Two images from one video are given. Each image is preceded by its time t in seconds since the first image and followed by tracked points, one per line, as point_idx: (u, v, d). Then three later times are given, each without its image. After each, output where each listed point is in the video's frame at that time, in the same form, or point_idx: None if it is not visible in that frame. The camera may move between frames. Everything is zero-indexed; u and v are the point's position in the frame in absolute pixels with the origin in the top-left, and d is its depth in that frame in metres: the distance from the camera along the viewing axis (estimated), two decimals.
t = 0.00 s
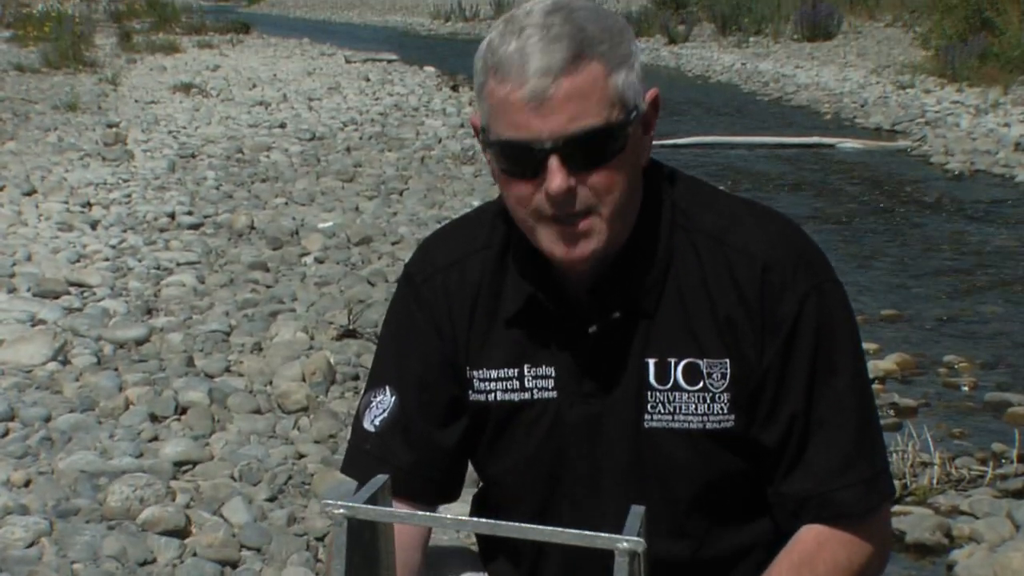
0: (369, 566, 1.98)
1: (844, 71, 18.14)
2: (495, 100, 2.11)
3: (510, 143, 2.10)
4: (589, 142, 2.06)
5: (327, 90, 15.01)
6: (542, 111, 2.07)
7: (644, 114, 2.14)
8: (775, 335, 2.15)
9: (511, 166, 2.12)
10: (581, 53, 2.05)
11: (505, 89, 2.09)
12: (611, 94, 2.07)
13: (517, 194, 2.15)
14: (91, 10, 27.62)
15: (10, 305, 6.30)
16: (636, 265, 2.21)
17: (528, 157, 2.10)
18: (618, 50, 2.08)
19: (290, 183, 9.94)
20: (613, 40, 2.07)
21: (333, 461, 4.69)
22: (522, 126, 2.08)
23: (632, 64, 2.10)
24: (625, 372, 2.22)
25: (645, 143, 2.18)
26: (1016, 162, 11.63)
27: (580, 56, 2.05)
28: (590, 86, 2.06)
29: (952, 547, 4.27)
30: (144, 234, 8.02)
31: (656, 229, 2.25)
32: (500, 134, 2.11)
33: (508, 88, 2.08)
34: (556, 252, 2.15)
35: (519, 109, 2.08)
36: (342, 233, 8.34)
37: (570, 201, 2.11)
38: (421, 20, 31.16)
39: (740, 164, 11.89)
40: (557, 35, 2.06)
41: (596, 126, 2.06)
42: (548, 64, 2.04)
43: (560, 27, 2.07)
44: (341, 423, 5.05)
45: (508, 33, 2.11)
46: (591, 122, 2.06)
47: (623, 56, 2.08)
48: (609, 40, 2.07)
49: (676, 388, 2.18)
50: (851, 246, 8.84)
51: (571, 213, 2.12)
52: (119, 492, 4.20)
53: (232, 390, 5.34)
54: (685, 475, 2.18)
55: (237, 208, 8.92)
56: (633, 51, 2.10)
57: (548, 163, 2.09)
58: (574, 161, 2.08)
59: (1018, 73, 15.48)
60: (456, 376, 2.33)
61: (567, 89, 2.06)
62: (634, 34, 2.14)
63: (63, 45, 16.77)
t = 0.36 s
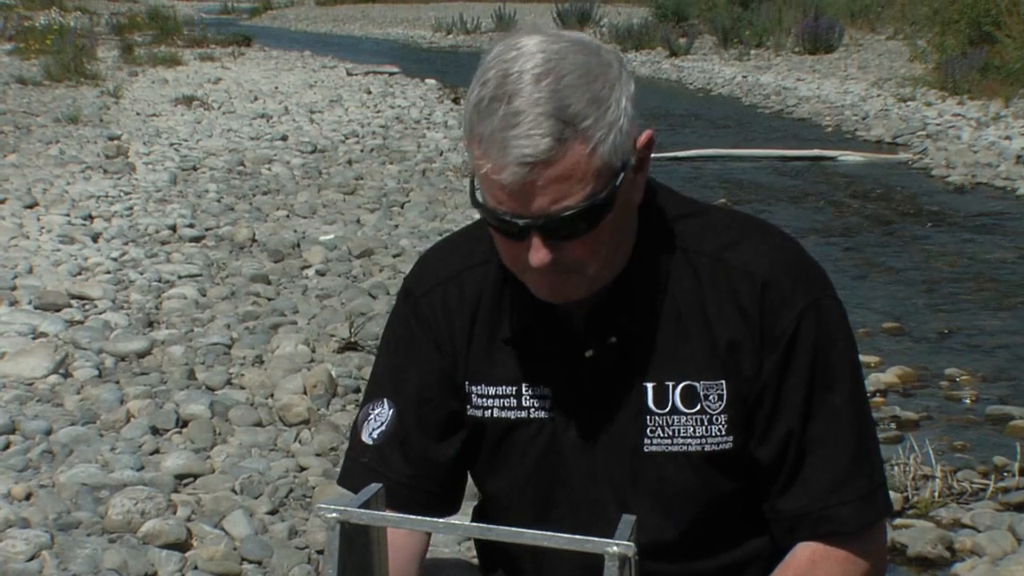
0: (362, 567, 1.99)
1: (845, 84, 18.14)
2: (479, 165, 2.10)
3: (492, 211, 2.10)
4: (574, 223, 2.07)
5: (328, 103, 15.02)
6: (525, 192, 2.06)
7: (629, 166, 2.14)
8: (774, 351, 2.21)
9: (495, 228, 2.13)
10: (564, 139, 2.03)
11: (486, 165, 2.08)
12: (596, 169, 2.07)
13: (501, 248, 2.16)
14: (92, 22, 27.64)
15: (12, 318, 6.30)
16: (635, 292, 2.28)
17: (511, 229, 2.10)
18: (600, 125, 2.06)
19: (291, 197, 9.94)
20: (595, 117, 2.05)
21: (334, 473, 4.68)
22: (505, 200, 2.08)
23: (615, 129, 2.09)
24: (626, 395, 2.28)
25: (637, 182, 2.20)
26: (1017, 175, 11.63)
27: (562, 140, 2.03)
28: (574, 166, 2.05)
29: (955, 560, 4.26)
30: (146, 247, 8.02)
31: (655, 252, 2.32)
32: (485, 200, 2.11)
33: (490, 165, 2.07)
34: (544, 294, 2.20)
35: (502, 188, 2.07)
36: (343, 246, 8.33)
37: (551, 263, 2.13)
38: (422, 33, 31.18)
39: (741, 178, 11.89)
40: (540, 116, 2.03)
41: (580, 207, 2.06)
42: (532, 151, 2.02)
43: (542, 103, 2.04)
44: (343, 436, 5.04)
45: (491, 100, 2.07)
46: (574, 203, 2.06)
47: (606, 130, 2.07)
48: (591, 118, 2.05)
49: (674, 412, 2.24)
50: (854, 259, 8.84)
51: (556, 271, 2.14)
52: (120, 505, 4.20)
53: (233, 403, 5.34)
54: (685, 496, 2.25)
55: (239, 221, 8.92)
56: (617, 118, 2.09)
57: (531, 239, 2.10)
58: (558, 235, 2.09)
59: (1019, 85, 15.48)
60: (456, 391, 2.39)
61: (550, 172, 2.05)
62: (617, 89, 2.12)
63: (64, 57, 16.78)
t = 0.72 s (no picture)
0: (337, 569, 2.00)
1: (846, 86, 18.12)
2: (460, 181, 2.15)
3: (475, 228, 2.15)
4: (556, 237, 2.11)
5: (329, 105, 15.02)
6: (507, 209, 2.10)
7: (613, 182, 2.18)
8: (763, 353, 2.22)
9: (480, 244, 2.17)
10: (544, 158, 2.07)
11: (468, 182, 2.12)
12: (578, 185, 2.11)
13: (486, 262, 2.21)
14: (94, 24, 27.66)
15: (13, 319, 6.31)
16: (628, 303, 2.31)
17: (495, 245, 2.15)
18: (582, 143, 2.10)
19: (292, 198, 9.94)
20: (577, 136, 2.09)
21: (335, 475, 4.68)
22: (487, 218, 2.13)
23: (597, 145, 2.13)
24: (620, 401, 2.30)
25: (624, 195, 2.24)
26: (1017, 177, 11.63)
27: (543, 158, 2.07)
28: (554, 184, 2.09)
29: (956, 562, 4.26)
30: (147, 249, 8.03)
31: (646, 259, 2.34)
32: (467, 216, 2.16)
33: (471, 183, 2.11)
34: (530, 308, 2.25)
35: (484, 205, 2.11)
36: (344, 248, 8.34)
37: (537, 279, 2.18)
38: (423, 35, 31.19)
39: (742, 180, 11.89)
40: (522, 135, 2.07)
41: (563, 224, 2.10)
42: (512, 170, 2.07)
43: (522, 123, 2.08)
44: (344, 437, 5.04)
45: (473, 118, 2.11)
46: (556, 219, 2.11)
47: (587, 147, 2.10)
48: (572, 137, 2.09)
49: (668, 419, 2.25)
50: (855, 261, 8.84)
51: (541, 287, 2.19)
52: (121, 507, 4.20)
53: (235, 404, 5.35)
54: (679, 502, 2.26)
55: (240, 223, 8.93)
56: (598, 135, 2.12)
57: (514, 255, 2.14)
58: (539, 251, 2.13)
59: (1020, 87, 15.48)
60: (451, 393, 2.42)
61: (532, 189, 2.09)
62: (599, 106, 2.15)
63: (66, 59, 16.79)
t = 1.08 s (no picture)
0: None
1: (847, 86, 18.12)
2: (451, 175, 2.19)
3: (465, 220, 2.19)
4: (545, 227, 2.15)
5: (330, 104, 15.01)
6: (495, 198, 2.15)
7: (603, 179, 2.22)
8: (752, 352, 2.22)
9: (471, 241, 2.22)
10: (531, 145, 2.11)
11: (457, 174, 2.16)
12: (565, 175, 2.15)
13: (478, 261, 2.25)
14: (95, 24, 27.67)
15: (15, 319, 6.31)
16: (620, 303, 2.31)
17: (485, 237, 2.18)
18: (571, 133, 2.14)
19: (293, 198, 9.94)
20: (566, 125, 2.14)
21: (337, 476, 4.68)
22: (476, 209, 2.17)
23: (585, 139, 2.17)
24: (613, 400, 2.32)
25: (613, 197, 2.28)
26: (1019, 177, 11.63)
27: (531, 145, 2.12)
28: (543, 173, 2.14)
29: (957, 562, 4.26)
30: (148, 248, 8.03)
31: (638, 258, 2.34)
32: (457, 211, 2.20)
33: (460, 175, 2.16)
34: (523, 311, 2.27)
35: (473, 195, 2.16)
36: (345, 247, 8.33)
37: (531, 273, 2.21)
38: (424, 34, 31.18)
39: (743, 179, 11.89)
40: (510, 122, 2.12)
41: (550, 213, 2.14)
42: (500, 156, 2.11)
43: (510, 112, 2.13)
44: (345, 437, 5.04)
45: (462, 110, 2.16)
46: (543, 209, 2.14)
47: (574, 139, 2.14)
48: (560, 127, 2.13)
49: (661, 420, 2.27)
50: (856, 260, 8.84)
51: (537, 285, 2.22)
52: (122, 506, 4.20)
53: (236, 404, 5.35)
54: (673, 502, 2.27)
55: (241, 223, 8.92)
56: (588, 128, 2.17)
57: (503, 246, 2.18)
58: (528, 243, 2.16)
59: (1021, 87, 15.47)
60: (447, 392, 2.44)
61: (519, 178, 2.14)
62: (588, 104, 2.20)
63: (68, 58, 16.80)
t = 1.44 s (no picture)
0: None
1: (851, 85, 18.09)
2: (472, 123, 2.32)
3: (486, 155, 2.31)
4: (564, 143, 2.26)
5: (334, 104, 15.01)
6: (517, 120, 2.28)
7: (613, 138, 2.32)
8: (743, 344, 2.23)
9: (493, 186, 2.32)
10: (549, 65, 2.26)
11: (478, 103, 2.29)
12: (582, 102, 2.28)
13: (500, 209, 2.33)
14: (99, 23, 27.64)
15: (19, 319, 6.31)
16: (615, 294, 2.31)
17: (509, 166, 2.30)
18: (586, 70, 2.28)
19: (297, 197, 9.93)
20: (580, 61, 2.28)
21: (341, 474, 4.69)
22: (499, 136, 2.29)
23: (600, 82, 2.31)
24: (607, 394, 2.31)
25: (618, 168, 2.35)
26: None
27: (547, 68, 2.26)
28: (560, 96, 2.27)
29: (961, 561, 4.25)
30: (152, 248, 8.03)
31: (635, 251, 2.33)
32: (479, 150, 2.32)
33: (482, 102, 2.29)
34: (534, 268, 2.30)
35: (496, 119, 2.29)
36: (349, 247, 8.33)
37: (547, 209, 2.28)
38: (428, 34, 31.17)
39: (747, 179, 11.88)
40: (528, 53, 2.27)
41: (570, 131, 2.25)
42: (519, 74, 2.25)
43: (527, 43, 2.29)
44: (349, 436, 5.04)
45: (479, 58, 2.32)
46: (564, 129, 2.26)
47: (590, 70, 2.29)
48: (576, 56, 2.27)
49: (653, 411, 2.28)
50: (861, 260, 8.83)
51: (551, 220, 2.28)
52: (127, 505, 4.20)
53: (240, 403, 5.34)
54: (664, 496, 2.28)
55: (245, 222, 8.92)
56: (601, 77, 2.31)
57: (526, 171, 2.28)
58: (550, 165, 2.27)
59: None
60: (448, 391, 2.44)
61: (539, 96, 2.27)
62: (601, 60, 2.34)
63: (72, 58, 16.79)
